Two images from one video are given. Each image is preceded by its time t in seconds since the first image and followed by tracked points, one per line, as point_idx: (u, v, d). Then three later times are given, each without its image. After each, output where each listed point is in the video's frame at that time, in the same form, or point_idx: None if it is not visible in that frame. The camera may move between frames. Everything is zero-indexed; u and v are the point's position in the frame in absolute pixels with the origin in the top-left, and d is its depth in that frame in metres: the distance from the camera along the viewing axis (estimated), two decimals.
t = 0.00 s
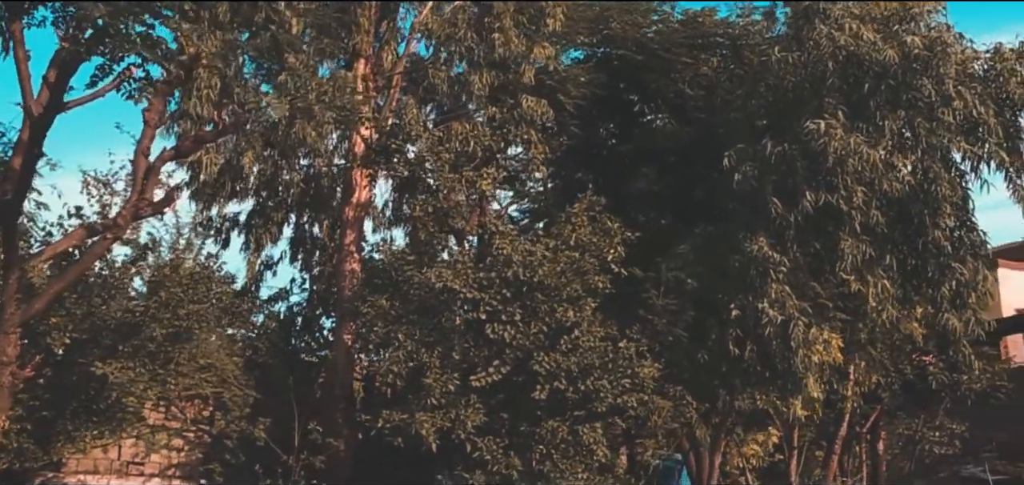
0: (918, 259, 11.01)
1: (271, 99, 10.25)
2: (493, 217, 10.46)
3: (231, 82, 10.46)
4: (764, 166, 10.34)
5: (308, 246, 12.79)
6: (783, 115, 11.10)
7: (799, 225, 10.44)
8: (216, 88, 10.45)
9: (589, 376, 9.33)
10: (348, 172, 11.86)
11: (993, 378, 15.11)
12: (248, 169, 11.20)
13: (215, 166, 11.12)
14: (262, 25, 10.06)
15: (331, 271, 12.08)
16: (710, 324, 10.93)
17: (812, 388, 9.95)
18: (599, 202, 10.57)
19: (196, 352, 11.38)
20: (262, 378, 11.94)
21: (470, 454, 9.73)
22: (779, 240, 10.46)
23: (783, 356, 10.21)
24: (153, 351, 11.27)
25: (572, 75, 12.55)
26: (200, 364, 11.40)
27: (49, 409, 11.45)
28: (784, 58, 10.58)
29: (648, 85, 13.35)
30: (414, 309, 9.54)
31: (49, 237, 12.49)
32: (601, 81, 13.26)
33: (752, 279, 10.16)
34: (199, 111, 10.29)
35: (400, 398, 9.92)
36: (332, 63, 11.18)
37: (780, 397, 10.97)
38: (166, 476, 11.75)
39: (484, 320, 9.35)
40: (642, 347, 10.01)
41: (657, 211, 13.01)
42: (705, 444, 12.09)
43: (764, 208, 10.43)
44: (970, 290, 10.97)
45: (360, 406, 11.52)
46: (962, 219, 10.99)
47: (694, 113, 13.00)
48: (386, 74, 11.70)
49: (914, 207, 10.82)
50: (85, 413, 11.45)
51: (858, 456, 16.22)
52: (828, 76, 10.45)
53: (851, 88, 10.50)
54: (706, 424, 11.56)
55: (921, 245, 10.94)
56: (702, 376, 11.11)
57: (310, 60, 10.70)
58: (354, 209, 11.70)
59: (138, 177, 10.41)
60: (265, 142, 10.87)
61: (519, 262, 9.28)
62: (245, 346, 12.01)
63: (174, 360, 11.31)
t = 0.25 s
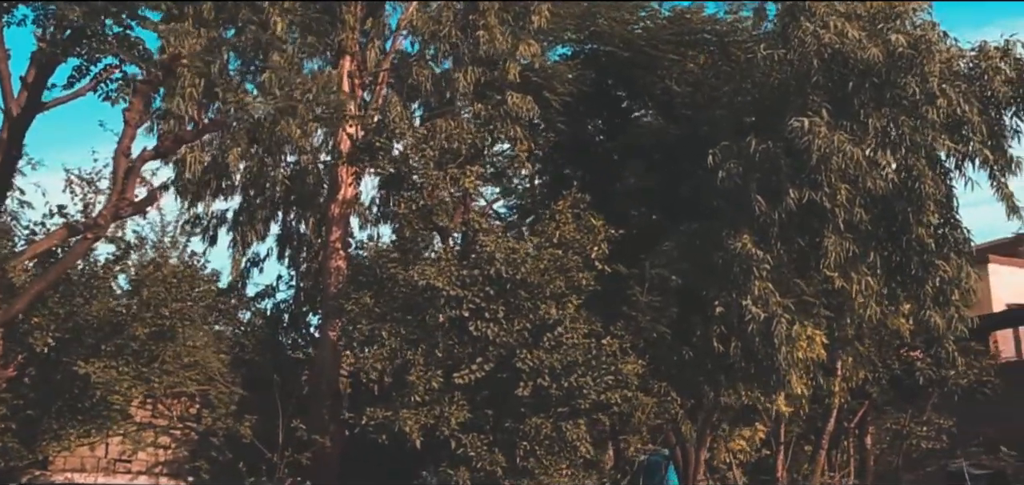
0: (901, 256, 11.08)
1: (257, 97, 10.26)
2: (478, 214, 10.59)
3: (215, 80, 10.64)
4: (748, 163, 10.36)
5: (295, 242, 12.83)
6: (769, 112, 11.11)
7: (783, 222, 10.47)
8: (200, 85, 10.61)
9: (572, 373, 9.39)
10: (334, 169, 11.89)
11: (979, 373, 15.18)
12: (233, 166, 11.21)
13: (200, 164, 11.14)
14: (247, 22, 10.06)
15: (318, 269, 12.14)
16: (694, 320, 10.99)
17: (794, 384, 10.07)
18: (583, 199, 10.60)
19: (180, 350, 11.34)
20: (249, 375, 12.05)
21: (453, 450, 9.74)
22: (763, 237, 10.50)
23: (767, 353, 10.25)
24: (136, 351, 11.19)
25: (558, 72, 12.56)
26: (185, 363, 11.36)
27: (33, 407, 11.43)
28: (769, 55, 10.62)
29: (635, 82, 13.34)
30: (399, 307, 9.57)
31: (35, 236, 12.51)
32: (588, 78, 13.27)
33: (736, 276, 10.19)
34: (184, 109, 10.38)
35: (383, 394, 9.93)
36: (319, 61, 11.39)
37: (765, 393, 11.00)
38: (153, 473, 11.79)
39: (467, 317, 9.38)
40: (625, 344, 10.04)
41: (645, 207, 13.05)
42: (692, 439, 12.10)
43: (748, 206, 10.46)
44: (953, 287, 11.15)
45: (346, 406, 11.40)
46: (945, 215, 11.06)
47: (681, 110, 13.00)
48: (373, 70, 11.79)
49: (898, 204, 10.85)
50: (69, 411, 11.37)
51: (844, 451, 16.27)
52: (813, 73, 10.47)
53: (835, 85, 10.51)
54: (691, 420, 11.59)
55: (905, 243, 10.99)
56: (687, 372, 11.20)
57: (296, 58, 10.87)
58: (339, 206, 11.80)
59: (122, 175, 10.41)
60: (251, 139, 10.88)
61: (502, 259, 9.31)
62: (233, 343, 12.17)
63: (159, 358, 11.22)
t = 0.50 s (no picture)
0: (884, 256, 11.13)
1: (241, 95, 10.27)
2: (461, 213, 10.81)
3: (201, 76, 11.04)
4: (732, 163, 10.38)
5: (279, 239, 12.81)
6: (754, 111, 11.12)
7: (767, 221, 10.51)
8: (184, 83, 10.92)
9: (555, 371, 9.46)
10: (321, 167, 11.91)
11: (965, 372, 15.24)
12: (219, 164, 11.24)
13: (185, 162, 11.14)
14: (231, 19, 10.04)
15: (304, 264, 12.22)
16: (679, 319, 11.04)
17: (776, 383, 10.21)
18: (568, 198, 10.62)
19: (163, 348, 11.54)
20: (235, 373, 11.97)
21: (436, 448, 9.79)
22: (747, 237, 10.53)
23: (749, 352, 10.30)
24: (117, 349, 11.50)
25: (545, 71, 12.57)
26: (168, 360, 11.56)
27: (16, 405, 11.55)
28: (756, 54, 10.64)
29: (623, 79, 13.34)
30: (382, 305, 9.58)
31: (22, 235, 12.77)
32: (575, 75, 13.28)
33: (719, 276, 10.23)
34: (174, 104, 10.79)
35: (367, 392, 9.98)
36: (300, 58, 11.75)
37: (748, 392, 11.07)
38: (138, 470, 11.92)
39: (450, 316, 9.41)
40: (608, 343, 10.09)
41: (632, 206, 13.09)
42: (676, 437, 12.15)
43: (732, 206, 10.49)
44: (935, 287, 11.12)
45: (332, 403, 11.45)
46: (928, 215, 11.10)
47: (668, 108, 12.99)
48: (361, 67, 11.79)
49: (882, 204, 10.89)
50: (52, 409, 11.54)
51: (830, 448, 16.37)
52: (798, 72, 10.46)
53: (820, 84, 10.52)
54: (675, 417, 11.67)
55: (889, 242, 11.05)
56: (671, 371, 11.29)
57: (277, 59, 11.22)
58: (325, 204, 11.90)
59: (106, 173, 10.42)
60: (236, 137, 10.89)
61: (485, 258, 9.33)
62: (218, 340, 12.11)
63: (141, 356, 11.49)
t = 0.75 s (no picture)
0: (867, 257, 11.19)
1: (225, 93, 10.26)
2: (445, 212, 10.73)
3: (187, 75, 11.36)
4: (717, 163, 10.42)
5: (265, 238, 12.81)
6: (740, 111, 11.12)
7: (750, 222, 10.54)
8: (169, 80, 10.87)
9: (538, 371, 9.51)
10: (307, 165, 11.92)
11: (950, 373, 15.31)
12: (204, 163, 11.24)
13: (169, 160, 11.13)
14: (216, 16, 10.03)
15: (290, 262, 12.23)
16: (663, 319, 11.09)
17: (758, 383, 10.25)
18: (553, 198, 10.65)
19: (148, 342, 11.21)
20: (220, 371, 12.01)
21: (418, 447, 9.82)
22: (731, 237, 10.57)
23: (731, 353, 10.34)
24: (99, 345, 11.11)
25: (532, 70, 12.58)
26: (153, 355, 11.26)
27: None
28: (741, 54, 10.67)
29: (610, 79, 13.30)
30: (366, 304, 9.61)
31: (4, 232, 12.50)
32: (563, 75, 13.29)
33: (702, 276, 10.26)
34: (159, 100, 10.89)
35: (350, 391, 10.00)
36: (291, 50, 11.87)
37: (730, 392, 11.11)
38: (123, 467, 11.66)
39: (432, 315, 9.43)
40: (590, 342, 10.13)
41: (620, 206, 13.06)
42: (660, 437, 12.17)
43: (716, 206, 10.52)
44: (918, 289, 11.21)
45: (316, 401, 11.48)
46: (912, 217, 11.16)
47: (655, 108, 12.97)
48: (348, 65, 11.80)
49: (866, 205, 10.93)
50: (34, 406, 11.23)
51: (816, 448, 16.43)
52: (783, 73, 10.48)
53: (805, 85, 10.54)
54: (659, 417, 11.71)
55: (872, 244, 11.11)
56: (654, 371, 11.36)
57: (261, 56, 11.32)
58: (311, 203, 11.90)
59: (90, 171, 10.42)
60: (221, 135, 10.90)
61: (468, 257, 9.35)
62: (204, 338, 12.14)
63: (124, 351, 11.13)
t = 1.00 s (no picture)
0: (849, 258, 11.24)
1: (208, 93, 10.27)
2: (427, 213, 10.79)
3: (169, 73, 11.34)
4: (700, 164, 10.46)
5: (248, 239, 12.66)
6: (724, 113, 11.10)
7: (732, 223, 10.54)
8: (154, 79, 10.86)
9: (518, 370, 9.58)
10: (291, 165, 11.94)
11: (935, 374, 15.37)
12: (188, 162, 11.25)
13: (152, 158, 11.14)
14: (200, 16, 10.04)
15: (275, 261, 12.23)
16: (646, 320, 11.12)
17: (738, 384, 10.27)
18: (535, 199, 10.66)
19: (127, 339, 11.28)
20: (203, 371, 12.07)
21: (398, 447, 9.84)
22: (712, 239, 10.59)
23: (711, 354, 10.37)
24: (75, 344, 11.09)
25: (518, 71, 12.60)
26: (133, 352, 11.36)
27: None
28: (726, 56, 10.70)
29: (597, 79, 13.24)
30: (347, 304, 9.65)
31: None
32: (550, 76, 13.31)
33: (683, 276, 10.27)
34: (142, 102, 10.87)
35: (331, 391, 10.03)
36: (276, 48, 11.76)
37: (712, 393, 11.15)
38: (105, 466, 11.73)
39: (412, 316, 9.45)
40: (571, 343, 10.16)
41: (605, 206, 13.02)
42: (644, 438, 12.21)
43: (698, 208, 10.55)
44: (899, 290, 11.28)
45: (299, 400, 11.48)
46: (893, 219, 11.24)
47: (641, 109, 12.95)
48: (335, 65, 11.82)
49: (848, 207, 10.96)
50: (12, 404, 11.23)
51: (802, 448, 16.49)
52: (766, 74, 10.48)
53: (787, 87, 10.54)
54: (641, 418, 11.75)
55: (854, 246, 11.16)
56: (637, 372, 11.41)
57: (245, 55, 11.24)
58: (296, 203, 11.89)
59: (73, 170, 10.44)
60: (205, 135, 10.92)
61: (449, 258, 9.37)
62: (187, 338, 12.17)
63: (102, 349, 11.16)
